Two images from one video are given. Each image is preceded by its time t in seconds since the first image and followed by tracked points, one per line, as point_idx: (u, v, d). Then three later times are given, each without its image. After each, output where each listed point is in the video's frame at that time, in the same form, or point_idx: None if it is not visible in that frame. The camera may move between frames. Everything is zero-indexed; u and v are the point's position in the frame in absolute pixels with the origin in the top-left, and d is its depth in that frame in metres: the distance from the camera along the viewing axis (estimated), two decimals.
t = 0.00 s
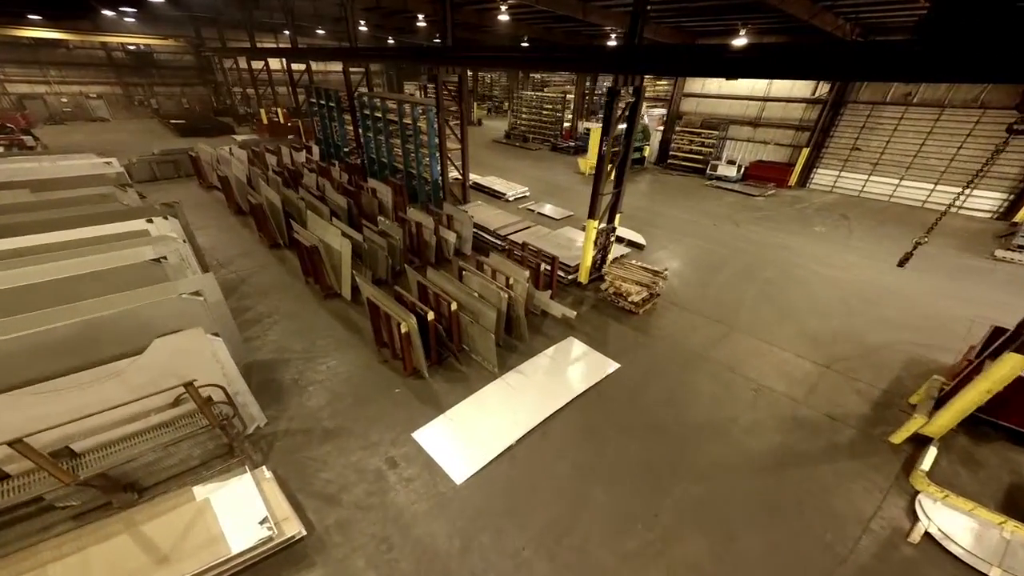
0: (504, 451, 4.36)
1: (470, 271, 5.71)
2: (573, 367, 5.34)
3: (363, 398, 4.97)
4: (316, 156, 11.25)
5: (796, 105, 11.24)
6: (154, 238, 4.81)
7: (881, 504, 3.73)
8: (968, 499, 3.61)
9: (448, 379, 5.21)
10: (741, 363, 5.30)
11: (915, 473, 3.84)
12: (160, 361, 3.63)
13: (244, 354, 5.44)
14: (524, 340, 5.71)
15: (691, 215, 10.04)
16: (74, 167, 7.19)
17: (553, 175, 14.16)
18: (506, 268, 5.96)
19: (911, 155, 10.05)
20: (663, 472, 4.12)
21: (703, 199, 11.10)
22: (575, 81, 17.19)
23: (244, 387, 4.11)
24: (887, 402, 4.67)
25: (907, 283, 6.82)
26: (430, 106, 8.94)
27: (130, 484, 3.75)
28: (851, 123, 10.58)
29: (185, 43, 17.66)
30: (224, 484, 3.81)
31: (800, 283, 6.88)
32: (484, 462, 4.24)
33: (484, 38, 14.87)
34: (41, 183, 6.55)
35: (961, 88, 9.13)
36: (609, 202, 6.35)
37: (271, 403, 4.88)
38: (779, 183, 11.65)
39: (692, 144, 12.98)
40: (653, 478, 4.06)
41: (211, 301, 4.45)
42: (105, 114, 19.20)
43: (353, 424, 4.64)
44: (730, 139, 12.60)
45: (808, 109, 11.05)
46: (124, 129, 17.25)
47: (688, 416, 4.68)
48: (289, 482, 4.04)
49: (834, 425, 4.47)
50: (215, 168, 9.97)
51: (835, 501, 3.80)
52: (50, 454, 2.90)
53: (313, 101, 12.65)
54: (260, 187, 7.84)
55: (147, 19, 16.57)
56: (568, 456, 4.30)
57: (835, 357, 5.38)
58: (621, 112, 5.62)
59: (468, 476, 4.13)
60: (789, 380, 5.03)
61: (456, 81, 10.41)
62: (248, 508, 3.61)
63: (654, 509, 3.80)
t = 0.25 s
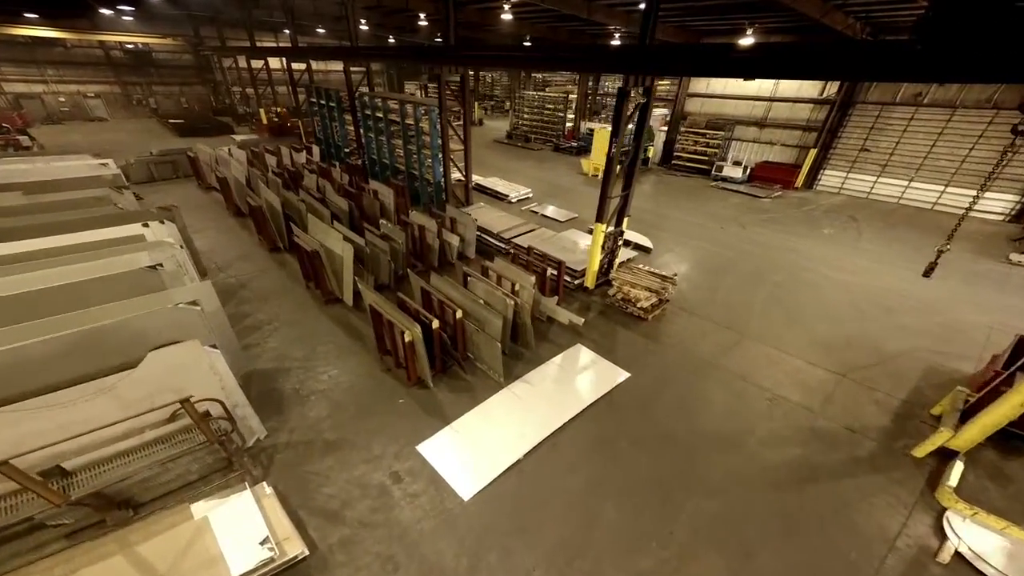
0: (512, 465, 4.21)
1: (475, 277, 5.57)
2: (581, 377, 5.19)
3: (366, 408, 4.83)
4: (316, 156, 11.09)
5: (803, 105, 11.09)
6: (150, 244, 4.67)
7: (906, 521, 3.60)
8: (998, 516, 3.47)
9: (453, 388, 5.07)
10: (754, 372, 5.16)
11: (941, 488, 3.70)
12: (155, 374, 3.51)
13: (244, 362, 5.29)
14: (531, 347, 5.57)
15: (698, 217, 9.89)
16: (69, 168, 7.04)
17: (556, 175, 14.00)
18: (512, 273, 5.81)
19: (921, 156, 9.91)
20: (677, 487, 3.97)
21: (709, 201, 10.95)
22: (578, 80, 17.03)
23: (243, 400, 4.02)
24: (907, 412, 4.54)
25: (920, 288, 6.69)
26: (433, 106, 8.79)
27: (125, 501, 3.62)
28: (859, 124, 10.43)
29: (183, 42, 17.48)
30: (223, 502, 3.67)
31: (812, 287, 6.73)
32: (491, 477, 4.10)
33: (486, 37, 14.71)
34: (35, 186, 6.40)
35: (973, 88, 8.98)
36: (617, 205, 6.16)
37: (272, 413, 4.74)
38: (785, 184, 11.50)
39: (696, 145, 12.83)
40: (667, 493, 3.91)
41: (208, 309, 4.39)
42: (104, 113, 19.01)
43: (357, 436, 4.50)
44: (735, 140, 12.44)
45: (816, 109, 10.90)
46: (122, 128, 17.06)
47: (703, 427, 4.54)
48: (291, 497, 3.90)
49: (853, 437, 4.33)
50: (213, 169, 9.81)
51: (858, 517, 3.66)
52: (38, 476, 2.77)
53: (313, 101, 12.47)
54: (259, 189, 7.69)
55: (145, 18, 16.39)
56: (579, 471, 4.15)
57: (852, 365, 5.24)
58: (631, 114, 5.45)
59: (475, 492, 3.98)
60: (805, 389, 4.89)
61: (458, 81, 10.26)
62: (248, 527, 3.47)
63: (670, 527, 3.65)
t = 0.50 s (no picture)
0: (520, 481, 4.05)
1: (480, 284, 5.42)
2: (590, 388, 5.03)
3: (371, 419, 4.69)
4: (317, 158, 10.93)
5: (810, 106, 10.94)
6: (146, 250, 4.52)
7: (935, 540, 3.45)
8: None
9: (460, 399, 4.92)
10: (770, 382, 5.01)
11: (972, 505, 3.55)
12: (151, 391, 3.39)
13: (244, 371, 5.15)
14: (538, 356, 5.42)
15: (704, 219, 9.73)
16: (65, 171, 6.87)
17: (559, 177, 13.88)
18: (518, 280, 5.66)
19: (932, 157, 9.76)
20: (695, 505, 3.81)
21: (715, 202, 10.80)
22: (581, 80, 16.88)
23: (243, 415, 3.91)
24: (931, 425, 4.39)
25: (935, 293, 6.54)
26: (436, 107, 8.63)
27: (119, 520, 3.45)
28: (868, 125, 10.28)
29: (183, 42, 17.34)
30: (224, 520, 3.50)
31: (825, 293, 6.59)
32: (499, 492, 3.95)
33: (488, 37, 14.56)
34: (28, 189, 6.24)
35: (987, 89, 8.84)
36: (627, 209, 5.99)
37: (273, 426, 4.59)
38: (792, 186, 11.34)
39: (702, 146, 12.68)
40: (684, 511, 3.76)
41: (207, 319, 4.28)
42: (103, 115, 18.87)
43: (361, 449, 4.36)
44: (741, 141, 12.28)
45: (824, 109, 10.73)
46: (121, 129, 16.91)
47: (719, 441, 4.39)
48: (293, 515, 3.74)
49: (876, 451, 4.19)
50: (212, 171, 9.65)
51: (885, 536, 3.51)
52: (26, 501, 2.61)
53: (314, 102, 12.31)
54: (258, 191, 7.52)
55: (145, 18, 16.26)
56: (590, 487, 3.99)
57: (870, 374, 5.09)
58: (642, 116, 5.28)
59: (482, 509, 3.82)
60: (823, 400, 4.74)
61: (461, 81, 10.08)
62: (249, 549, 3.29)
63: (688, 548, 3.49)
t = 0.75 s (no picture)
0: (531, 498, 3.91)
1: (486, 291, 5.27)
2: (600, 399, 4.89)
3: (377, 432, 4.56)
4: (318, 160, 10.78)
5: (818, 108, 10.79)
6: (141, 258, 4.43)
7: (968, 561, 3.33)
8: None
9: (468, 411, 4.80)
10: (786, 394, 4.89)
11: (1005, 523, 3.43)
12: (147, 409, 3.26)
13: (246, 382, 5.02)
14: (547, 365, 5.29)
15: (711, 222, 9.59)
16: (61, 175, 6.73)
17: (562, 179, 13.74)
18: (524, 287, 5.52)
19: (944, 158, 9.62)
20: (714, 523, 3.68)
21: (721, 205, 10.65)
22: (583, 81, 16.72)
23: (244, 430, 3.81)
24: (956, 438, 4.28)
25: (951, 300, 6.43)
26: (439, 109, 8.49)
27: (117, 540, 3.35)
28: (877, 126, 10.13)
29: (182, 42, 17.18)
30: (227, 541, 3.34)
31: (838, 300, 6.47)
32: (509, 510, 3.81)
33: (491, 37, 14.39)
34: (24, 193, 6.10)
35: (1000, 90, 8.70)
36: (636, 213, 5.83)
37: (277, 438, 4.46)
38: (799, 188, 11.20)
39: (707, 147, 12.54)
40: (703, 530, 3.62)
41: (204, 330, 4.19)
42: (101, 116, 18.74)
43: (368, 463, 4.23)
44: (747, 142, 12.13)
45: (833, 110, 10.58)
46: (120, 131, 16.77)
47: (736, 455, 4.27)
48: (298, 534, 3.61)
49: (899, 466, 4.06)
50: (212, 173, 9.51)
51: (915, 557, 3.38)
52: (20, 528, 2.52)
53: (315, 103, 12.17)
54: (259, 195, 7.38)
55: (144, 18, 16.10)
56: (604, 504, 3.85)
57: (890, 384, 4.98)
58: (654, 118, 5.11)
59: (492, 528, 3.67)
60: (842, 412, 4.63)
61: (464, 82, 9.91)
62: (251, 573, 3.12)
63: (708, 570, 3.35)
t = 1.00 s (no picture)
0: (542, 516, 3.76)
1: (492, 298, 5.13)
2: (611, 410, 4.74)
3: (382, 445, 4.41)
4: (319, 162, 10.64)
5: (826, 108, 10.63)
6: (137, 267, 4.27)
7: None
8: None
9: (476, 422, 4.65)
10: (803, 405, 4.75)
11: None
12: (143, 426, 3.14)
13: (246, 393, 4.88)
14: (556, 375, 5.14)
15: (718, 225, 9.44)
16: (56, 178, 6.58)
17: (565, 181, 13.59)
18: (531, 293, 5.37)
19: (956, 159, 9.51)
20: (735, 543, 3.53)
21: (728, 207, 10.49)
22: (586, 81, 16.57)
23: (243, 446, 3.68)
24: (982, 451, 4.14)
25: (967, 305, 6.30)
26: (442, 110, 8.34)
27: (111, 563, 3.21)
28: (887, 127, 9.99)
29: (181, 43, 17.02)
30: (221, 560, 3.15)
31: (852, 306, 6.32)
32: (519, 528, 3.66)
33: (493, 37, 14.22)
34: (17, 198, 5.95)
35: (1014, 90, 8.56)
36: (646, 218, 5.69)
37: (278, 452, 4.31)
38: (807, 190, 11.05)
39: (713, 148, 12.39)
40: (723, 551, 3.47)
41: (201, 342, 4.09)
42: (100, 116, 18.59)
43: (374, 477, 4.08)
44: (753, 143, 11.98)
45: (841, 111, 10.42)
46: (118, 132, 16.61)
47: (755, 470, 4.12)
48: (301, 555, 3.45)
49: (925, 482, 3.92)
50: (211, 175, 9.36)
51: None
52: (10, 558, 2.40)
53: (315, 104, 12.02)
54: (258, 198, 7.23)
55: (142, 18, 15.93)
56: (619, 522, 3.70)
57: (910, 393, 4.85)
58: (666, 120, 4.96)
59: (502, 548, 3.52)
60: (863, 424, 4.49)
61: (467, 82, 9.75)
62: None
63: None
